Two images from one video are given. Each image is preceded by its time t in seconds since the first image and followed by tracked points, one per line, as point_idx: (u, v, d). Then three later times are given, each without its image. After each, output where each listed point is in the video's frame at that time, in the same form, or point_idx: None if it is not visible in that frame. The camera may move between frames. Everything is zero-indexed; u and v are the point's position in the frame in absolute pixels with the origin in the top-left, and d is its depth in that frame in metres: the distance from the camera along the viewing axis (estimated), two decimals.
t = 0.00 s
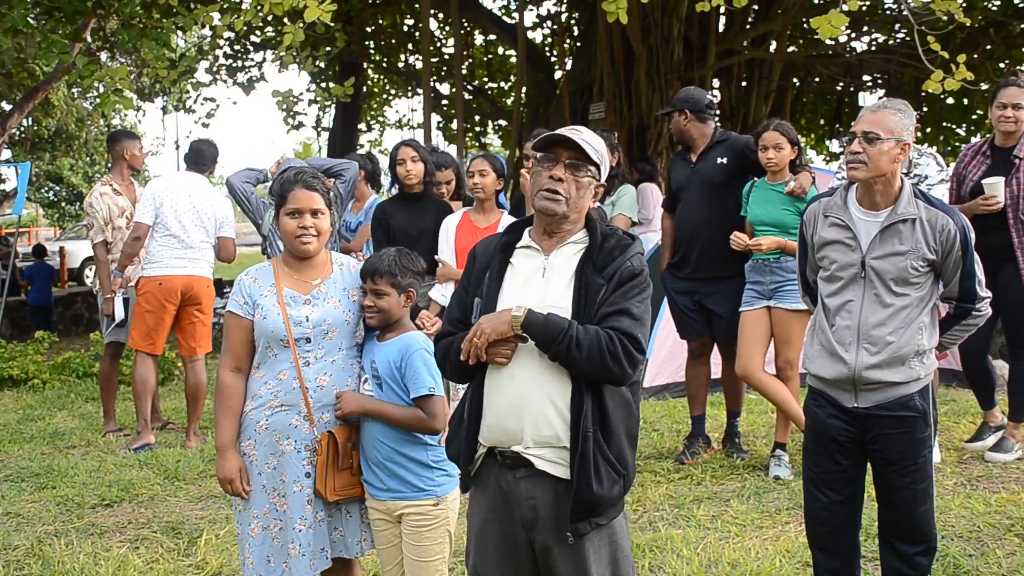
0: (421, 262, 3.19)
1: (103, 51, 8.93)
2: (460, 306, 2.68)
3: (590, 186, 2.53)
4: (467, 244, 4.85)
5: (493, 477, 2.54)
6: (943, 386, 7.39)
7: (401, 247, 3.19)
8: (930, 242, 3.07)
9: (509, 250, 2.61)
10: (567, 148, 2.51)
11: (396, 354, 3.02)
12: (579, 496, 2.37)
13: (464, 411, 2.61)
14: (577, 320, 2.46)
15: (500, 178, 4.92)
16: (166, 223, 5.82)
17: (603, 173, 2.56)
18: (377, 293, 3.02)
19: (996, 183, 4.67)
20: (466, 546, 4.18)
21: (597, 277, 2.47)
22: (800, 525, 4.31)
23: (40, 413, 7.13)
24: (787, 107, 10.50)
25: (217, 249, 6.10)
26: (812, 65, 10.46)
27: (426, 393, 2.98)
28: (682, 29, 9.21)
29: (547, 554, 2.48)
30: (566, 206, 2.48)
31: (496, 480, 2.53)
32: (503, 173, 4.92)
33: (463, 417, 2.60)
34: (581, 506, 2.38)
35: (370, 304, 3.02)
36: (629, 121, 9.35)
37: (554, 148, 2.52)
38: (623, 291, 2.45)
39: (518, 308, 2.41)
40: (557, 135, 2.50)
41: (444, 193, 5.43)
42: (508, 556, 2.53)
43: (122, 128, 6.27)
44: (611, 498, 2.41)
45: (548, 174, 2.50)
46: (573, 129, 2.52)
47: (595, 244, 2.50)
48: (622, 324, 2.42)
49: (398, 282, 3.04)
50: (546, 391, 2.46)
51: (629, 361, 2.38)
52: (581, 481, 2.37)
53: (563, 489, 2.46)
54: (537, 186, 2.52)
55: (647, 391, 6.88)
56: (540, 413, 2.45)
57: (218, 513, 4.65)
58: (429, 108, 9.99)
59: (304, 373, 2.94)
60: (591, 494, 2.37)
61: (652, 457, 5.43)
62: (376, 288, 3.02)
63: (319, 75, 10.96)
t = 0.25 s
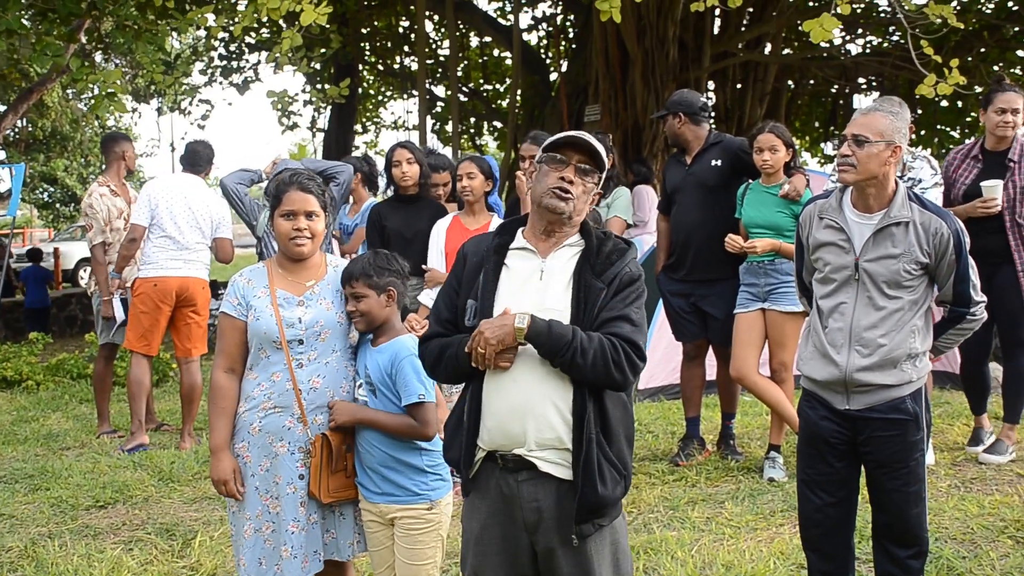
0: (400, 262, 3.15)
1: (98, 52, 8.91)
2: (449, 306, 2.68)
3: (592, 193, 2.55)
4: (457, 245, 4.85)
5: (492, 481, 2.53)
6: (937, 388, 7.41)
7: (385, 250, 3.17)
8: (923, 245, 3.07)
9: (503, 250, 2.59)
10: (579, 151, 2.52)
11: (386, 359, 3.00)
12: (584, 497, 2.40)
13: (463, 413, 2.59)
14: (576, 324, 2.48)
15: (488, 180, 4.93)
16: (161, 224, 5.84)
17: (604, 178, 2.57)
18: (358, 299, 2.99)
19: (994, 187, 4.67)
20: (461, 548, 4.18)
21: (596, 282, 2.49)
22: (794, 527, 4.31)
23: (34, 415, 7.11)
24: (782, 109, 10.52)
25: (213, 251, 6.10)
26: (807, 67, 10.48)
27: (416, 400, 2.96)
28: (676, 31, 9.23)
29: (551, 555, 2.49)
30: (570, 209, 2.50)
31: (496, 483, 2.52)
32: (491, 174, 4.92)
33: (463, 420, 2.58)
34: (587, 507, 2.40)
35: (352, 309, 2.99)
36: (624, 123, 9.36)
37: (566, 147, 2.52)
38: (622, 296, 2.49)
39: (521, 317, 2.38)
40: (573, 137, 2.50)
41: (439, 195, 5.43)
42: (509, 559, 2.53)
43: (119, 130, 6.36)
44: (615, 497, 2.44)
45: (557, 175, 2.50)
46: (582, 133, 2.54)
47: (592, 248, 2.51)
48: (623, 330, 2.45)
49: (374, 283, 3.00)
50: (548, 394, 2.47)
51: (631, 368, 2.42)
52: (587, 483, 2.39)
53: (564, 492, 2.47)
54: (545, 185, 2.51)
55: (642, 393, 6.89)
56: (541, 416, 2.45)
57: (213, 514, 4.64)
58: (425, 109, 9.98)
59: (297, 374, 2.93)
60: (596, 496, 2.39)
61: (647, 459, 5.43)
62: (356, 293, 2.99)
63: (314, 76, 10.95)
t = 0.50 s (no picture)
0: (387, 264, 3.10)
1: (93, 52, 8.90)
2: (444, 305, 2.65)
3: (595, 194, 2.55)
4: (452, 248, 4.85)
5: (493, 483, 2.52)
6: (932, 390, 7.42)
7: (367, 252, 3.11)
8: (918, 248, 3.08)
9: (502, 252, 2.58)
10: (585, 158, 2.49)
11: (378, 364, 3.00)
12: (590, 500, 2.41)
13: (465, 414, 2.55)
14: (581, 328, 2.49)
15: (481, 181, 4.90)
16: (157, 225, 5.83)
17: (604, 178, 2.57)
18: (342, 308, 2.98)
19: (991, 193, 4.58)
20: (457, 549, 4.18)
21: (599, 286, 2.50)
22: (789, 529, 4.32)
23: (29, 416, 7.10)
24: (777, 111, 10.53)
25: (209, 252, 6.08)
26: (802, 69, 10.50)
27: (408, 404, 2.95)
28: (672, 33, 9.24)
29: (553, 556, 2.49)
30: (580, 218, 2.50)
31: (498, 487, 2.52)
32: (480, 175, 4.87)
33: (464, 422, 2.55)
34: (592, 510, 2.42)
35: (341, 318, 2.99)
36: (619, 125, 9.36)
37: (571, 154, 2.47)
38: (625, 302, 2.50)
39: (532, 324, 2.37)
40: (582, 146, 2.46)
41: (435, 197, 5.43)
42: (510, 562, 2.53)
43: (113, 131, 6.33)
44: (619, 499, 2.46)
45: (567, 182, 2.47)
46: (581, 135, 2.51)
47: (594, 253, 2.52)
48: (627, 336, 2.47)
49: (355, 289, 2.97)
50: (552, 397, 2.47)
51: (636, 374, 2.44)
52: (594, 486, 2.41)
53: (566, 495, 2.47)
54: (554, 194, 2.48)
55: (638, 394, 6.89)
56: (545, 419, 2.46)
57: (208, 515, 4.64)
58: (420, 111, 9.98)
59: (296, 376, 2.93)
60: (602, 499, 2.41)
61: (643, 461, 5.43)
62: (341, 301, 2.98)
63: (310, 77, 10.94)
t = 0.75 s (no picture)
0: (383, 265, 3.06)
1: (92, 53, 8.90)
2: (445, 306, 2.64)
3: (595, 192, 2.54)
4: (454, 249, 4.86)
5: (498, 484, 2.53)
6: (932, 390, 7.42)
7: (363, 256, 3.06)
8: (920, 245, 3.08)
9: (504, 254, 2.58)
10: (582, 158, 2.48)
11: (385, 364, 2.97)
12: (597, 501, 2.42)
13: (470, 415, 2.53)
14: (587, 330, 2.50)
15: (481, 183, 4.89)
16: (156, 226, 5.83)
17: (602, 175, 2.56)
18: (342, 315, 2.96)
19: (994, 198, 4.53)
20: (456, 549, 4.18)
21: (604, 288, 2.50)
22: (788, 529, 4.32)
23: (28, 416, 7.10)
24: (777, 112, 10.54)
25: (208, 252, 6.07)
26: (801, 70, 10.51)
27: (414, 408, 2.91)
28: (672, 34, 9.24)
29: (557, 556, 2.49)
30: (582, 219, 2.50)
31: (502, 487, 2.52)
32: (479, 176, 4.86)
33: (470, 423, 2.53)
34: (598, 510, 2.43)
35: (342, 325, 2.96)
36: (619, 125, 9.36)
37: (565, 155, 2.46)
38: (629, 304, 2.52)
39: (541, 323, 2.37)
40: (578, 146, 2.45)
41: (436, 198, 5.43)
42: (514, 562, 2.53)
43: (112, 132, 6.34)
44: (624, 499, 2.47)
45: (567, 185, 2.47)
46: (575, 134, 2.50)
47: (597, 254, 2.52)
48: (632, 338, 2.49)
49: (353, 295, 2.94)
50: (558, 398, 2.47)
51: (641, 377, 2.46)
52: (600, 488, 2.43)
53: (571, 496, 2.48)
54: (554, 198, 2.49)
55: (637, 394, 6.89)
56: (551, 421, 2.46)
57: (207, 516, 4.64)
58: (420, 112, 9.98)
59: (299, 378, 2.94)
60: (609, 500, 2.43)
61: (642, 461, 5.43)
62: (341, 308, 2.96)
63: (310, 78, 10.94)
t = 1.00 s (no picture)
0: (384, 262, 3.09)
1: (87, 48, 8.87)
2: (444, 304, 2.64)
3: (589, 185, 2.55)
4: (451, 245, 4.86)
5: (497, 480, 2.53)
6: (927, 386, 7.44)
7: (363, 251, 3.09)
8: (918, 237, 3.09)
9: (501, 250, 2.58)
10: (574, 151, 2.48)
11: (387, 360, 2.99)
12: (597, 497, 2.43)
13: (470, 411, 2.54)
14: (585, 327, 2.50)
15: (478, 179, 4.89)
16: (149, 222, 5.83)
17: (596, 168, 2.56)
18: (343, 310, 2.98)
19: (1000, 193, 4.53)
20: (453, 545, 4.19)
21: (602, 283, 2.51)
22: (784, 525, 4.33)
23: (23, 412, 7.09)
24: (773, 108, 10.54)
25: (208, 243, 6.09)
26: (798, 66, 10.51)
27: (417, 403, 2.94)
28: (668, 30, 9.24)
29: (557, 552, 2.49)
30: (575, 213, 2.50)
31: (502, 484, 2.52)
32: (478, 173, 4.87)
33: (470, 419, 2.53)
34: (600, 506, 2.43)
35: (343, 320, 2.99)
36: (615, 121, 9.36)
37: (557, 148, 2.46)
38: (627, 299, 2.52)
39: (538, 327, 2.37)
40: (571, 141, 2.45)
41: (432, 194, 5.43)
42: (514, 559, 2.53)
43: (106, 128, 6.32)
44: (625, 494, 2.47)
45: (559, 180, 2.47)
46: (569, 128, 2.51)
47: (594, 249, 2.53)
48: (631, 333, 2.49)
49: (354, 291, 2.96)
50: (557, 394, 2.48)
51: (640, 371, 2.46)
52: (601, 483, 2.43)
53: (572, 492, 2.48)
54: (546, 192, 2.48)
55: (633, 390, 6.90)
56: (551, 418, 2.47)
57: (204, 511, 4.64)
58: (416, 108, 9.97)
59: (297, 373, 2.93)
60: (611, 495, 2.43)
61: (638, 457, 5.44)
62: (343, 304, 2.97)
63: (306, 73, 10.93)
